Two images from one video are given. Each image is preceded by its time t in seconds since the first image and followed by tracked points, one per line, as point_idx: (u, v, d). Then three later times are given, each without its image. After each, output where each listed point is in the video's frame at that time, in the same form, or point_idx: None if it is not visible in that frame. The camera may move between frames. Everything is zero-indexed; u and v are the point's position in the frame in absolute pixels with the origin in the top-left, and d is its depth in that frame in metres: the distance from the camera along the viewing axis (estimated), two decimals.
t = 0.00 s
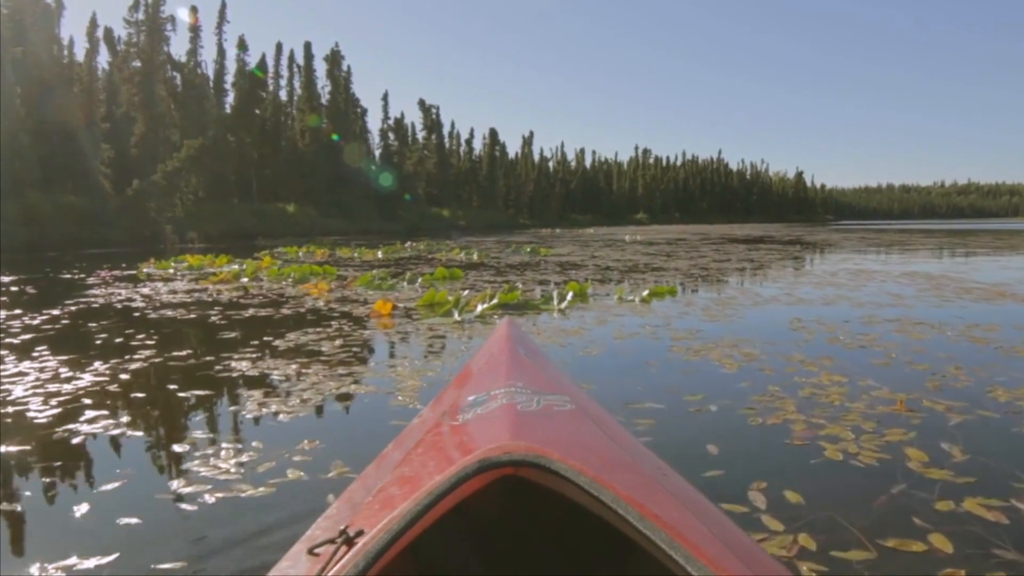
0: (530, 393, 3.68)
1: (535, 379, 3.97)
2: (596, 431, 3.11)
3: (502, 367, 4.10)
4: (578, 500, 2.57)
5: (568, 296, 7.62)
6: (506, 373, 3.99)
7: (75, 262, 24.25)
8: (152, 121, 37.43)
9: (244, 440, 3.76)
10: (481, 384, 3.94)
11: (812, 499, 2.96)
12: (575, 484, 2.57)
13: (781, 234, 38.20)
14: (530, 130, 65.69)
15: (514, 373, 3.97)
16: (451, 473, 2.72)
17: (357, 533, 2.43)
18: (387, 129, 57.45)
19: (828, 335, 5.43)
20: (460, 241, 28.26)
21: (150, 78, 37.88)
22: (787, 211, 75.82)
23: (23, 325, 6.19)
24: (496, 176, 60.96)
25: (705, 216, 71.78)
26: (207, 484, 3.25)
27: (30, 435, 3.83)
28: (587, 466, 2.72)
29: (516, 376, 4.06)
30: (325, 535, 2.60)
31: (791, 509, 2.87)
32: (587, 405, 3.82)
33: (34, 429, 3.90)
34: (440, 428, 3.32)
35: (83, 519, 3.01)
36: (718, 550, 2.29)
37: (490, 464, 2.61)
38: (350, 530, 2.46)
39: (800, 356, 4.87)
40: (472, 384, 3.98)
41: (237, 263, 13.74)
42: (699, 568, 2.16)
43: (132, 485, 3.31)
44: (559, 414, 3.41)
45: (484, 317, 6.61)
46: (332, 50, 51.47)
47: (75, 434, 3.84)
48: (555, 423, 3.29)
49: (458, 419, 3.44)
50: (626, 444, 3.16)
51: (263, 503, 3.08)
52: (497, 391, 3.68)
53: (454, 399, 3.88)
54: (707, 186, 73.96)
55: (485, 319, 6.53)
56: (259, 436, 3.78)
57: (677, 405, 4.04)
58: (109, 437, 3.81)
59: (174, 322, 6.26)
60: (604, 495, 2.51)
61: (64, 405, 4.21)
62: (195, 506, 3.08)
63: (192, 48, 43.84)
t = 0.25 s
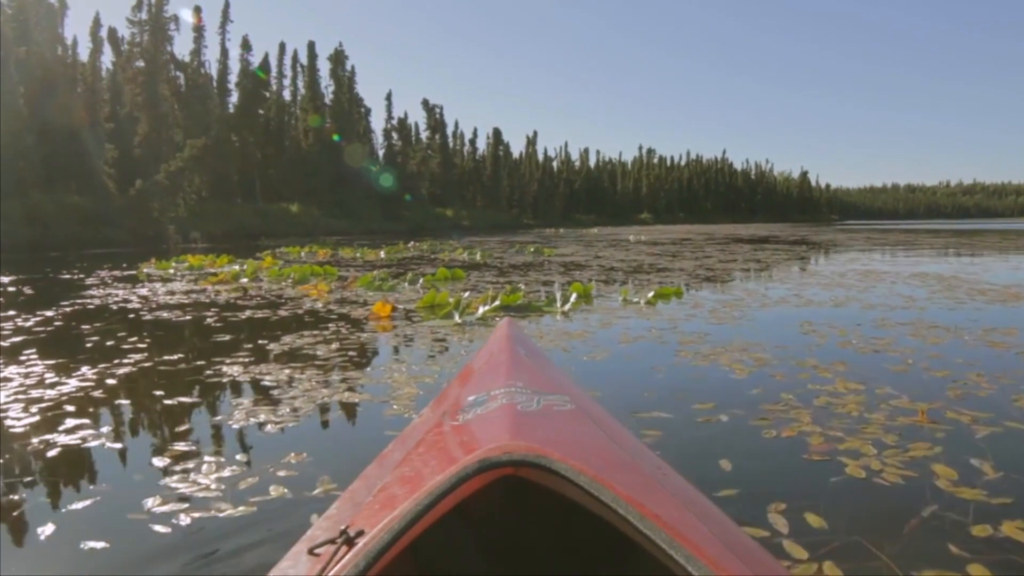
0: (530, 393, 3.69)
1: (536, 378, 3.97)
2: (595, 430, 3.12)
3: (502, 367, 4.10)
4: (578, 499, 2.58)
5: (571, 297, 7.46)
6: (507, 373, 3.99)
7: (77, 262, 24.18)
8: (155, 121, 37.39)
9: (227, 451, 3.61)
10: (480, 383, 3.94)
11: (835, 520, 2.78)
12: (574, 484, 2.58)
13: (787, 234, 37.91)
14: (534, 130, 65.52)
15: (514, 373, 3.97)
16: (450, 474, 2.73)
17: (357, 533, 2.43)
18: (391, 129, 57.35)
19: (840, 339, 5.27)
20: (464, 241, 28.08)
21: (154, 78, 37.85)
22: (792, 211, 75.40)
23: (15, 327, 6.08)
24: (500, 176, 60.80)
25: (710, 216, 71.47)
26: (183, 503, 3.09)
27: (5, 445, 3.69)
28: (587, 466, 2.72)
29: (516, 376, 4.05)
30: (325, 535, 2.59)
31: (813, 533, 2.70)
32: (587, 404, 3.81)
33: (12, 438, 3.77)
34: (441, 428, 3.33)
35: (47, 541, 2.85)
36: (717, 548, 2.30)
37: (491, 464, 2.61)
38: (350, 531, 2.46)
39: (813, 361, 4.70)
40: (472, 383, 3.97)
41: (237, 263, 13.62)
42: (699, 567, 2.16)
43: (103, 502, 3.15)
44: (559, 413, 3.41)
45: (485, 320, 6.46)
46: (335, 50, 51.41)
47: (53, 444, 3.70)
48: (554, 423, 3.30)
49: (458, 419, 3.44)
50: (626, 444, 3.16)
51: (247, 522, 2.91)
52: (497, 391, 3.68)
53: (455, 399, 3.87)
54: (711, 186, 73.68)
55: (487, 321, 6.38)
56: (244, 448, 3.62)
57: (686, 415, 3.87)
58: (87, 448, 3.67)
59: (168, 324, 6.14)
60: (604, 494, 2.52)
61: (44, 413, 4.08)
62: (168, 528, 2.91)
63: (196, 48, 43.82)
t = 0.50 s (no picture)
0: (530, 393, 3.63)
1: (536, 379, 3.92)
2: (596, 430, 3.06)
3: (502, 368, 4.04)
4: (579, 500, 2.53)
5: (576, 299, 7.29)
6: (506, 373, 3.93)
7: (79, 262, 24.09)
8: (159, 121, 37.35)
9: (213, 463, 3.44)
10: (480, 383, 3.88)
11: (862, 545, 2.59)
12: (575, 483, 2.53)
13: (793, 234, 37.62)
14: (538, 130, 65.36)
15: (515, 373, 3.91)
16: (450, 473, 2.68)
17: (356, 533, 2.38)
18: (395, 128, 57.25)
19: (854, 344, 5.10)
20: (468, 241, 27.91)
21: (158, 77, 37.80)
22: (797, 210, 75.06)
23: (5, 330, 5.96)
24: (504, 176, 60.65)
25: (714, 216, 71.20)
26: (156, 524, 2.88)
27: None
28: (587, 466, 2.67)
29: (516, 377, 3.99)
30: (323, 536, 2.54)
31: (840, 560, 2.50)
32: (588, 405, 3.76)
33: None
34: (440, 429, 3.27)
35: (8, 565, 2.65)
36: (721, 549, 2.24)
37: (490, 464, 2.56)
38: (349, 531, 2.41)
39: (828, 368, 4.53)
40: (471, 384, 3.92)
41: (239, 263, 13.49)
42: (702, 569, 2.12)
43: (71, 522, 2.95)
44: (560, 414, 3.35)
45: (487, 322, 6.29)
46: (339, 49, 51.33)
47: (27, 457, 3.53)
48: (554, 423, 3.24)
49: (457, 420, 3.39)
50: (627, 444, 3.11)
51: (231, 540, 2.74)
52: (497, 392, 3.62)
53: (454, 399, 3.82)
54: (716, 185, 73.40)
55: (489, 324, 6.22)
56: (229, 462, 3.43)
57: (696, 426, 3.69)
58: (63, 461, 3.50)
59: (162, 326, 6.00)
60: (604, 494, 2.46)
61: (22, 422, 3.91)
62: (137, 553, 2.69)
63: (199, 48, 43.79)
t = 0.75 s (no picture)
0: (531, 393, 3.64)
1: (537, 377, 3.93)
2: (596, 430, 3.09)
3: (502, 368, 4.04)
4: (578, 499, 2.56)
5: (578, 301, 7.14)
6: (507, 373, 3.95)
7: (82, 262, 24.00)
8: (163, 121, 37.34)
9: (194, 475, 3.29)
10: (480, 383, 3.88)
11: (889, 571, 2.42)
12: (575, 483, 2.57)
13: (799, 233, 37.31)
14: (542, 130, 65.20)
15: (515, 373, 3.92)
16: (450, 473, 2.72)
17: (358, 532, 2.41)
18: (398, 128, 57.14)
19: (869, 348, 4.92)
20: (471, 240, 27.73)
21: (161, 77, 37.82)
22: (802, 210, 74.78)
23: None
24: (509, 176, 60.49)
25: (718, 216, 70.90)
26: (120, 550, 2.66)
27: None
28: (587, 466, 2.70)
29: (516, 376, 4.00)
30: (324, 535, 2.57)
31: None
32: (588, 404, 3.76)
33: None
34: (441, 428, 3.29)
35: None
36: (718, 550, 2.29)
37: (491, 463, 2.60)
38: (350, 531, 2.44)
39: (842, 374, 4.37)
40: (470, 382, 3.93)
41: (239, 262, 13.39)
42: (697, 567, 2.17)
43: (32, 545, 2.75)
44: (560, 413, 3.37)
45: (488, 324, 6.15)
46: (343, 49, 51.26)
47: None
48: (555, 423, 3.26)
49: (457, 419, 3.39)
50: (626, 444, 3.14)
51: (207, 564, 2.56)
52: (497, 391, 3.64)
53: (455, 399, 3.82)
54: (720, 185, 73.13)
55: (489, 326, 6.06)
56: (211, 475, 3.27)
57: (708, 438, 3.52)
58: (33, 476, 3.32)
59: (155, 328, 5.88)
60: (603, 494, 2.51)
61: None
62: None
63: (203, 48, 43.79)
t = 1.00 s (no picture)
0: (531, 393, 3.60)
1: (538, 378, 3.88)
2: (597, 428, 3.07)
3: (503, 367, 3.99)
4: (578, 499, 2.54)
5: (582, 302, 6.98)
6: (507, 372, 3.90)
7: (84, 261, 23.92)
8: (166, 121, 37.32)
9: (175, 490, 3.15)
10: (480, 383, 3.84)
11: None
12: (575, 483, 2.55)
13: (806, 233, 37.03)
14: (546, 129, 65.05)
15: (515, 373, 3.88)
16: (450, 472, 2.69)
17: (357, 532, 2.38)
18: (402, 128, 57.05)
19: (883, 352, 4.77)
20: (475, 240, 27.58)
21: (165, 77, 37.80)
22: (808, 210, 74.37)
23: None
24: (513, 175, 60.32)
25: (723, 215, 70.61)
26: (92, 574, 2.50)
27: None
28: (587, 466, 2.68)
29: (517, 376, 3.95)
30: (324, 535, 2.54)
31: None
32: (589, 405, 3.72)
33: None
34: (441, 428, 3.26)
35: None
36: (721, 549, 2.27)
37: (490, 463, 2.58)
38: (350, 531, 2.41)
39: (857, 381, 4.21)
40: (469, 383, 3.88)
41: (240, 262, 13.28)
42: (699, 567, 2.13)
43: None
44: (561, 413, 3.34)
45: (489, 327, 6.01)
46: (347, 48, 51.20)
47: None
48: (555, 422, 3.23)
49: (457, 419, 3.36)
50: (628, 444, 3.10)
51: None
52: (497, 391, 3.60)
53: (455, 399, 3.78)
54: (725, 185, 72.82)
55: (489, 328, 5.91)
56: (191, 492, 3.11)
57: (719, 451, 3.36)
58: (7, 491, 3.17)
59: (148, 331, 5.75)
60: (604, 493, 2.49)
61: None
62: None
63: (207, 48, 43.77)
